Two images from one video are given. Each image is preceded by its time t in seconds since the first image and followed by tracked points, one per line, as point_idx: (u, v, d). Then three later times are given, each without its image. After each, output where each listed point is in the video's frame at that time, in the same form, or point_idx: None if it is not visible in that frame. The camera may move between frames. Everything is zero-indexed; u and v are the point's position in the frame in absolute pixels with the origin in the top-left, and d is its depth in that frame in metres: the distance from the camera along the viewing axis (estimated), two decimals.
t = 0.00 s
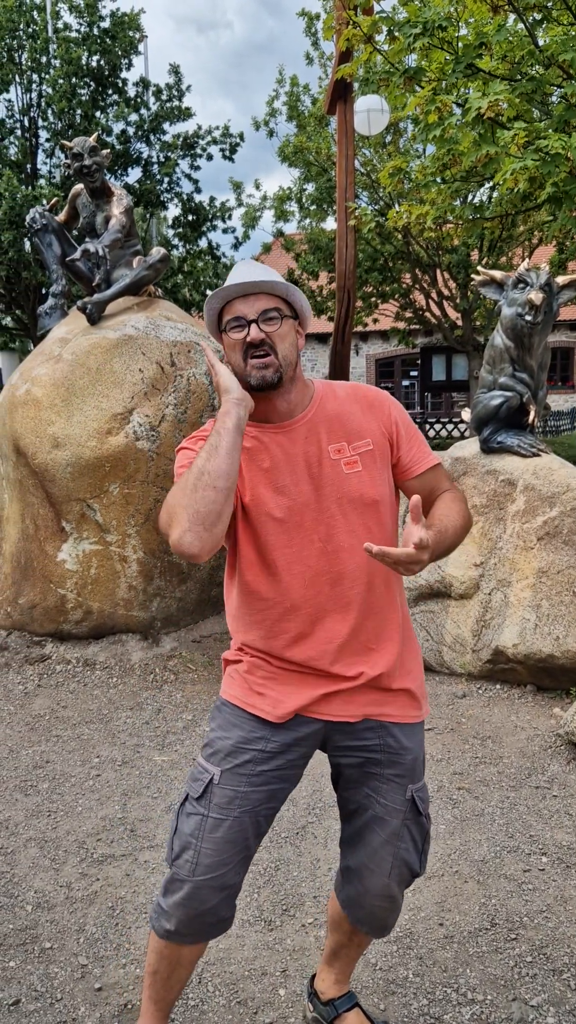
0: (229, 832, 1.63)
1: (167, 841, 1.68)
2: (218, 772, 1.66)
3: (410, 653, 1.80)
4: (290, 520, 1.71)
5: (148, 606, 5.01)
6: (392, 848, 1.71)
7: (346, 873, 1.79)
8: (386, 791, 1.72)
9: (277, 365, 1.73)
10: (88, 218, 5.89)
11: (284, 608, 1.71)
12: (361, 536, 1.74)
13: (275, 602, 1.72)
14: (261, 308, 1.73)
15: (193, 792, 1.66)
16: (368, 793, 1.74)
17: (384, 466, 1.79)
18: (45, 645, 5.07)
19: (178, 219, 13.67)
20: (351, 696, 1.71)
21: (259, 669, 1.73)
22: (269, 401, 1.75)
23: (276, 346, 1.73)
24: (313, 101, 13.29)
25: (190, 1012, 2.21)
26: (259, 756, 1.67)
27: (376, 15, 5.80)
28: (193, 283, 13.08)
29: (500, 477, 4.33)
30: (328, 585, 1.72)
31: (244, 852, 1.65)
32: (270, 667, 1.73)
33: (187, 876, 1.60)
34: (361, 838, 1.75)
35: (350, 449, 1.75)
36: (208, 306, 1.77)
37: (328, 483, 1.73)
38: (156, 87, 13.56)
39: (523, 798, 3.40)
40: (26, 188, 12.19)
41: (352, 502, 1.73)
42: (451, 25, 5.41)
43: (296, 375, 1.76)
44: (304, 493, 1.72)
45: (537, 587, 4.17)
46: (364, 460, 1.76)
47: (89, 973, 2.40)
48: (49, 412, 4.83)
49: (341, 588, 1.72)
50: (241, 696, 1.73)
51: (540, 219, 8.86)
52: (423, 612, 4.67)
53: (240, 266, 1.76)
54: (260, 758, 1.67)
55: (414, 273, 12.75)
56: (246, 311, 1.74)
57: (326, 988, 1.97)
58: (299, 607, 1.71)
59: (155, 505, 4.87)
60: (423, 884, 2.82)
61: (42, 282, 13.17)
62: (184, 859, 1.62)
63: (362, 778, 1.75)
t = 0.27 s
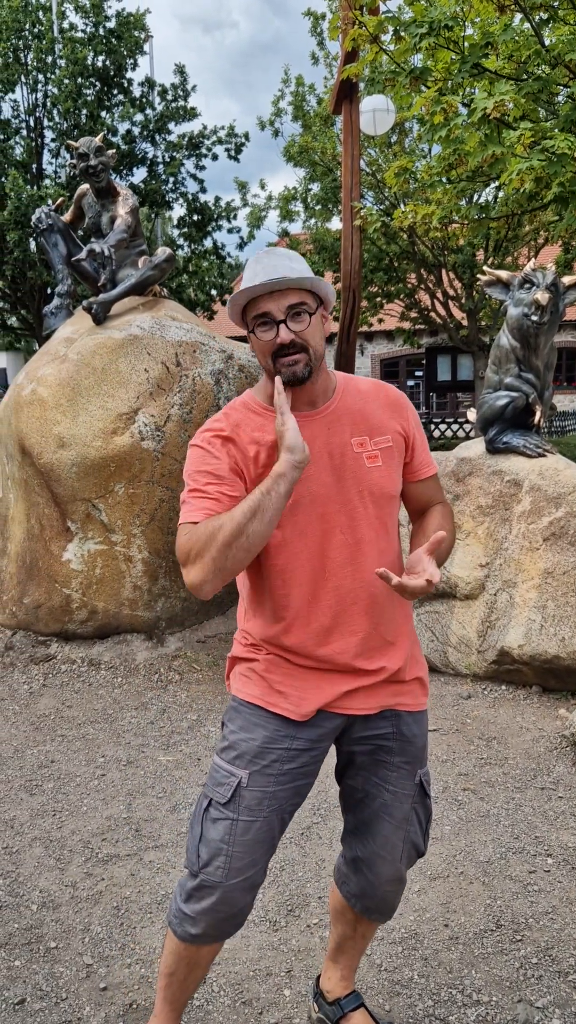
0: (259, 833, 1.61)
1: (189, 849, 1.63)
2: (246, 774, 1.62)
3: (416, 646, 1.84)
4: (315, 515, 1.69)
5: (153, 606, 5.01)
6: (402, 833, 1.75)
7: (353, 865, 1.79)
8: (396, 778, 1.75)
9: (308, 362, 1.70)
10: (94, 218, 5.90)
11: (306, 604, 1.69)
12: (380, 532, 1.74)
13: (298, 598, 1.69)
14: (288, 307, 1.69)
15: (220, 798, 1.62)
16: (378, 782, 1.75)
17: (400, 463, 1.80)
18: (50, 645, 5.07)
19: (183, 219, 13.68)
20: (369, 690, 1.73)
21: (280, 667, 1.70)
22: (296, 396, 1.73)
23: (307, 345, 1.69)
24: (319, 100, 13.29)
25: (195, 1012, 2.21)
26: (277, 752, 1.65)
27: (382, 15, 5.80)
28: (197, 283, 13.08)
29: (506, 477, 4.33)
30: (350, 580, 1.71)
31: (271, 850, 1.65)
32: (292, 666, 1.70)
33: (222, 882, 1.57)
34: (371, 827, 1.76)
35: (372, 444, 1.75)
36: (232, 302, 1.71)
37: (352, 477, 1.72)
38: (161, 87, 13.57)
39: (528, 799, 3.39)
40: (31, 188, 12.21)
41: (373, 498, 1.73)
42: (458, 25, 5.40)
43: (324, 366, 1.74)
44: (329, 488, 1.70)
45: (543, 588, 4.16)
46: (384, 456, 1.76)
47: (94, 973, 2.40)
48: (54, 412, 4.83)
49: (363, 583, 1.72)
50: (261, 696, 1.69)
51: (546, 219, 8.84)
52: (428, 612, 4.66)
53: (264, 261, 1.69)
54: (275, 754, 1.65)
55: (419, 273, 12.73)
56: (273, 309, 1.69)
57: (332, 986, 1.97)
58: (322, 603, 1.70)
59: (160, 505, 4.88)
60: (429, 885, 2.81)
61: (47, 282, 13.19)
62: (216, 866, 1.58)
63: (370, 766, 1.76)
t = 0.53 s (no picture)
0: (273, 833, 1.60)
1: (206, 860, 1.61)
2: (254, 777, 1.60)
3: (400, 649, 1.85)
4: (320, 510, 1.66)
5: (154, 606, 5.00)
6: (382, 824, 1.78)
7: (335, 858, 1.82)
8: (375, 774, 1.76)
9: (339, 347, 1.67)
10: (95, 217, 5.90)
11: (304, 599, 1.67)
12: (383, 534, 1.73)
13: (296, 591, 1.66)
14: (317, 293, 1.67)
15: (231, 805, 1.59)
16: (357, 778, 1.76)
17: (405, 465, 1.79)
18: (50, 645, 5.07)
19: (185, 219, 13.68)
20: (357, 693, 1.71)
21: (269, 662, 1.67)
22: (317, 386, 1.68)
23: (338, 330, 1.67)
24: (320, 100, 13.28)
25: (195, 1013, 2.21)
26: (277, 750, 1.64)
27: (384, 15, 5.79)
28: (199, 283, 13.07)
29: (507, 477, 4.32)
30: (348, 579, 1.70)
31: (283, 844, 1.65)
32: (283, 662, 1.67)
33: (247, 888, 1.56)
34: (353, 822, 1.78)
35: (382, 444, 1.73)
36: (262, 286, 1.67)
37: (359, 475, 1.69)
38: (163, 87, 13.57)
39: (529, 800, 3.38)
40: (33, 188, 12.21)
41: (379, 498, 1.72)
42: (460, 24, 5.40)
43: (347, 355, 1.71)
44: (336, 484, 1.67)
45: (544, 588, 4.15)
46: (392, 458, 1.74)
47: (94, 973, 2.40)
48: (55, 412, 4.83)
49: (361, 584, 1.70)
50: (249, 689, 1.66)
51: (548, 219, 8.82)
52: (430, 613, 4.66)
53: (292, 246, 1.67)
54: (275, 753, 1.63)
55: (421, 273, 12.71)
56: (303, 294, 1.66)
57: (331, 985, 1.96)
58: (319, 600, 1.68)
59: (161, 505, 4.87)
60: (429, 886, 2.81)
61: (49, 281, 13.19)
62: (237, 873, 1.56)
63: (350, 764, 1.76)
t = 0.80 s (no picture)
0: (264, 838, 1.58)
1: (201, 867, 1.59)
2: (240, 785, 1.58)
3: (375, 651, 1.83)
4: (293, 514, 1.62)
5: (154, 606, 5.00)
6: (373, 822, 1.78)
7: (329, 865, 1.79)
8: (363, 774, 1.76)
9: (307, 379, 1.61)
10: (96, 217, 5.90)
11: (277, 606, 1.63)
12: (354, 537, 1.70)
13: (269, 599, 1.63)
14: (290, 326, 1.57)
15: (220, 813, 1.57)
16: (346, 782, 1.75)
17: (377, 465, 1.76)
18: (51, 645, 5.07)
19: (185, 219, 13.68)
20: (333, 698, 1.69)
21: (246, 671, 1.63)
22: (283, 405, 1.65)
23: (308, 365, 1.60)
24: (321, 100, 13.28)
25: (195, 1012, 2.21)
26: (262, 757, 1.61)
27: (384, 15, 5.79)
28: (200, 283, 13.07)
29: (507, 477, 4.32)
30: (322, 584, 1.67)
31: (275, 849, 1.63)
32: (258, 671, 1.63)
33: (242, 895, 1.54)
34: (345, 827, 1.75)
35: (354, 446, 1.69)
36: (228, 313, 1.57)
37: (332, 478, 1.66)
38: (163, 87, 13.58)
39: (529, 801, 3.38)
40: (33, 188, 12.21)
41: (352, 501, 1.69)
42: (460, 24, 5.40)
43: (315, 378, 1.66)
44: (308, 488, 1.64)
45: (544, 588, 4.15)
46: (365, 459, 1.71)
47: (94, 973, 2.40)
48: (55, 412, 4.83)
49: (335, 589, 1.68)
50: (224, 700, 1.62)
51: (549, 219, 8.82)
52: (430, 613, 4.65)
53: (264, 272, 1.55)
54: (259, 760, 1.61)
55: (421, 273, 12.71)
56: (273, 326, 1.57)
57: (330, 986, 1.96)
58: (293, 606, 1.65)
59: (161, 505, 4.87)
60: (429, 886, 2.80)
61: (49, 282, 13.20)
62: (231, 880, 1.55)
63: (338, 767, 1.75)
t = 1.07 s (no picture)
0: (224, 845, 1.58)
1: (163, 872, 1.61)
2: (197, 794, 1.58)
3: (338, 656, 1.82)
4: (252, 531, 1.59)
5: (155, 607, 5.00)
6: (363, 825, 1.74)
7: (323, 878, 1.74)
8: (345, 779, 1.73)
9: (268, 367, 1.57)
10: (97, 218, 5.90)
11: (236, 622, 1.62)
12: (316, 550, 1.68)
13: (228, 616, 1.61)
14: (251, 306, 1.56)
15: (177, 820, 1.58)
16: (328, 789, 1.72)
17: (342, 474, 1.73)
18: (52, 645, 5.07)
19: (187, 219, 13.69)
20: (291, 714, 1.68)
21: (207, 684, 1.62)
22: (246, 401, 1.57)
23: (269, 351, 1.57)
24: (322, 101, 13.29)
25: (195, 1012, 2.21)
26: (221, 768, 1.61)
27: (385, 15, 5.79)
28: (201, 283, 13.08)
29: (508, 477, 4.32)
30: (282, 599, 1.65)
31: (241, 855, 1.62)
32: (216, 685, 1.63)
33: (198, 901, 1.54)
34: (334, 836, 1.71)
35: (318, 458, 1.66)
36: (190, 289, 1.55)
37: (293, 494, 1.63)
38: (165, 88, 13.59)
39: (530, 801, 3.38)
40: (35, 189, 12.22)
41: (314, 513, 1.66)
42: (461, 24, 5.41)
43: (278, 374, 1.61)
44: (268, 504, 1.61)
45: (546, 589, 4.15)
46: (329, 471, 1.68)
47: (95, 973, 2.40)
48: (57, 412, 4.83)
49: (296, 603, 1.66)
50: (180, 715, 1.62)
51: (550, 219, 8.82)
52: (431, 613, 4.65)
53: (228, 248, 1.54)
54: (217, 771, 1.60)
55: (423, 274, 12.72)
56: (235, 307, 1.55)
57: (333, 989, 1.89)
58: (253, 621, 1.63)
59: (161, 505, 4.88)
60: (430, 886, 2.81)
61: (51, 282, 13.21)
62: (187, 886, 1.56)
63: (319, 776, 1.72)
